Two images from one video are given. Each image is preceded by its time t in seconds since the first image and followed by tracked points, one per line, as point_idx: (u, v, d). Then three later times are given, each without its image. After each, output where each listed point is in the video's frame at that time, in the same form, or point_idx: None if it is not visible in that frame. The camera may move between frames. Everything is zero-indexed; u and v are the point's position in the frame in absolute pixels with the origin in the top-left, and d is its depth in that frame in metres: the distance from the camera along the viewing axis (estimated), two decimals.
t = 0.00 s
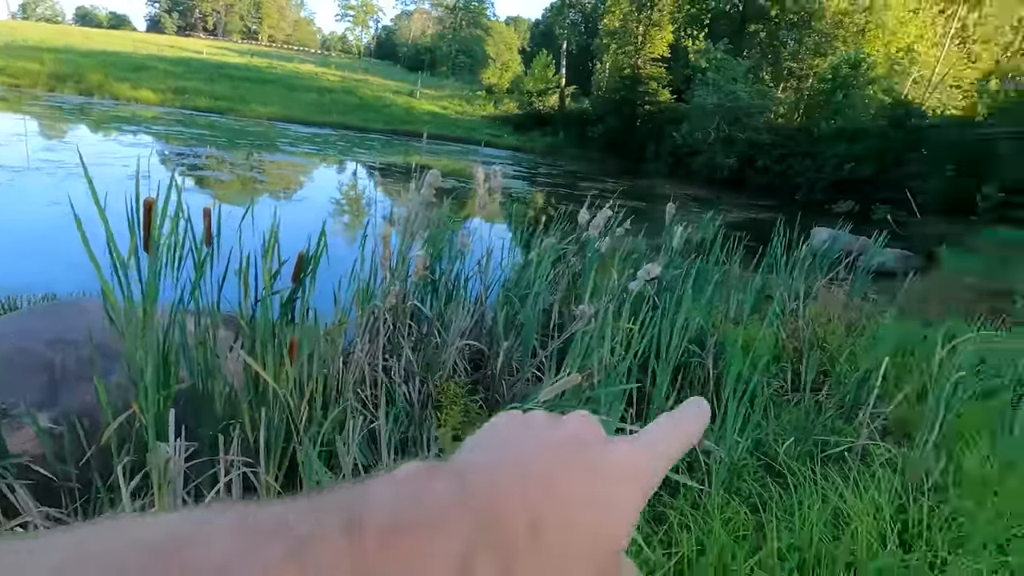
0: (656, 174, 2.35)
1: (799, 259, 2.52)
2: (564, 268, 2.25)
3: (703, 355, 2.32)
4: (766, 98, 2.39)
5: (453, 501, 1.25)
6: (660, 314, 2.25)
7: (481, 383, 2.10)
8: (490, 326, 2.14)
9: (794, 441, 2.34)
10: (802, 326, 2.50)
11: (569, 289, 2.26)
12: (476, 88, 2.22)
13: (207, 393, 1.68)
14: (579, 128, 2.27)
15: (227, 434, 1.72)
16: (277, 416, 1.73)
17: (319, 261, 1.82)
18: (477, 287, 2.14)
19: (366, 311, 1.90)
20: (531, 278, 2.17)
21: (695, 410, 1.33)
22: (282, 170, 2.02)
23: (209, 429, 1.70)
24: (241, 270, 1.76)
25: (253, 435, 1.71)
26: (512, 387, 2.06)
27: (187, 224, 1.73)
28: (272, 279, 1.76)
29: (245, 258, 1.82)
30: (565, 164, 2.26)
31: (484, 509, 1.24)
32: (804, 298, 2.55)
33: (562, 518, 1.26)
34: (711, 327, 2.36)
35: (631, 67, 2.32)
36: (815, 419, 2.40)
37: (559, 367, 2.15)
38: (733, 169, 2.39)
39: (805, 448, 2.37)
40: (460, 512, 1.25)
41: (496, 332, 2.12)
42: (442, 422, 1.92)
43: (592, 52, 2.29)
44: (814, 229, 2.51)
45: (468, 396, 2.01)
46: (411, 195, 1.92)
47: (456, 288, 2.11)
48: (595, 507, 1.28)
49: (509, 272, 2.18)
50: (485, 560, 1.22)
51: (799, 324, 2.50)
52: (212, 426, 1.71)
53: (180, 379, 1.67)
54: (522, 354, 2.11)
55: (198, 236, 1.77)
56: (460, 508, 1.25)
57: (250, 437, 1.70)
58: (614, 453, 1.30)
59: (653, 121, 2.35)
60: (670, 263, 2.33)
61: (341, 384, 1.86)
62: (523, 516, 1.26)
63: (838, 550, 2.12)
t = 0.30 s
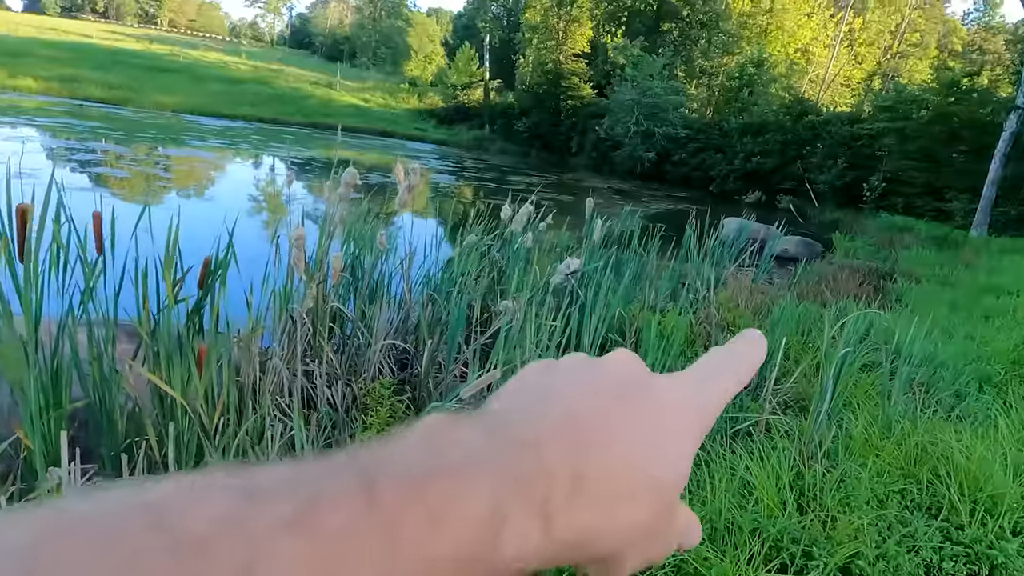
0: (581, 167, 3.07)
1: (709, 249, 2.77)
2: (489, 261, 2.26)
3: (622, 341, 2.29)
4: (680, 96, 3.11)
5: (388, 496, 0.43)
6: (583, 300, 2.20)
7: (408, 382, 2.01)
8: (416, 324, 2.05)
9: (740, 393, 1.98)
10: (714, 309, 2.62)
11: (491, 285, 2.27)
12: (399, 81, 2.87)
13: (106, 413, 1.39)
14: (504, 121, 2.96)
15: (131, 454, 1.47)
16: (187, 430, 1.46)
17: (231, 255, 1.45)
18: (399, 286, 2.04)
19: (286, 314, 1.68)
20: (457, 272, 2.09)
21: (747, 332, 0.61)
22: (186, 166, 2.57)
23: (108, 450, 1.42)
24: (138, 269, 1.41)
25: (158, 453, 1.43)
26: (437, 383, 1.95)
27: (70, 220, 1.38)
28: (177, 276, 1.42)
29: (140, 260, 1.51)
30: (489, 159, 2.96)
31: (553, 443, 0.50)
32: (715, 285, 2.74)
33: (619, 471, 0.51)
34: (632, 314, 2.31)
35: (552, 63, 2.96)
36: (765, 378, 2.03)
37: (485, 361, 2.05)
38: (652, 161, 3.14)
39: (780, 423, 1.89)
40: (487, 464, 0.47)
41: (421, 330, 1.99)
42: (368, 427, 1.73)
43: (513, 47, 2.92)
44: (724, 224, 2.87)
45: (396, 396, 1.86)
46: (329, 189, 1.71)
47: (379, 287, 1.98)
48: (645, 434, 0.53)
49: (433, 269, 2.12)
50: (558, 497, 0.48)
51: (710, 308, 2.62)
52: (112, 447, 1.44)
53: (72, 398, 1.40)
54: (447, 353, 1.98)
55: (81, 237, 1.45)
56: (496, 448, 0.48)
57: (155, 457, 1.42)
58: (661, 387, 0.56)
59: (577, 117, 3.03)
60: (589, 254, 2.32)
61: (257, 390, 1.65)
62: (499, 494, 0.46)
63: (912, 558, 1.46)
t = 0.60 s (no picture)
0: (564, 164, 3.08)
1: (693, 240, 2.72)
2: (474, 256, 2.24)
3: (607, 332, 2.24)
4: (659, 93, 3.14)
5: (324, 502, 0.37)
6: (567, 294, 2.16)
7: (394, 377, 1.98)
8: (401, 321, 2.03)
9: (725, 384, 2.01)
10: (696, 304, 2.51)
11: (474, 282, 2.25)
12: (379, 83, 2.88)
13: (88, 414, 1.25)
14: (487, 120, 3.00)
15: (114, 457, 1.32)
16: (173, 430, 1.33)
17: (214, 251, 1.41)
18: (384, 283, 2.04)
19: (270, 311, 1.64)
20: (440, 267, 2.03)
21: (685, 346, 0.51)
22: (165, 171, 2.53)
23: (90, 452, 1.28)
24: (119, 270, 1.36)
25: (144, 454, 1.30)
26: (425, 379, 1.90)
27: (48, 222, 1.33)
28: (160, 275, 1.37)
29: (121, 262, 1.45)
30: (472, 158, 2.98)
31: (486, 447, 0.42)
32: (699, 278, 2.74)
33: (560, 476, 0.43)
34: (617, 308, 2.31)
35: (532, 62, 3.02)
36: (750, 368, 2.07)
37: (472, 357, 2.02)
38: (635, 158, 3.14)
39: (764, 411, 1.92)
40: (422, 467, 0.40)
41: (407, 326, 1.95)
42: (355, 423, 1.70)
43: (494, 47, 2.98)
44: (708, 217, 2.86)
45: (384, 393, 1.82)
46: (311, 188, 1.72)
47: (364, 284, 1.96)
48: (585, 438, 0.45)
49: (418, 266, 2.10)
50: (497, 500, 0.41)
51: (693, 299, 2.61)
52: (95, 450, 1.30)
53: (51, 402, 1.26)
54: (433, 348, 1.94)
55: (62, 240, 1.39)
56: (427, 444, 0.42)
57: (142, 458, 1.29)
58: (608, 388, 0.48)
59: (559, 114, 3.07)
60: (575, 248, 2.31)
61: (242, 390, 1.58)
62: (434, 495, 0.40)
63: (893, 537, 1.46)
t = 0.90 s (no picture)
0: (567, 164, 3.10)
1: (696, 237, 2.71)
2: (479, 253, 2.24)
3: (615, 330, 2.21)
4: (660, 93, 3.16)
5: (231, 496, 0.44)
6: (574, 290, 2.14)
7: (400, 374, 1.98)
8: (407, 317, 2.03)
9: (731, 380, 2.01)
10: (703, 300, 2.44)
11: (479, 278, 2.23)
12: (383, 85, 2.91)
13: (99, 410, 1.24)
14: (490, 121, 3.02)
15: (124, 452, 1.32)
16: (185, 425, 1.33)
17: (222, 248, 1.41)
18: (390, 280, 2.04)
19: (277, 308, 1.64)
20: (445, 263, 2.02)
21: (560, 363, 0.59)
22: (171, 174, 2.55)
23: (101, 447, 1.27)
24: (129, 267, 1.36)
25: (155, 449, 1.30)
26: (431, 375, 1.88)
27: (60, 219, 1.32)
28: (170, 271, 1.37)
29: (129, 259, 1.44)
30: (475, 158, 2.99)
31: (376, 452, 0.48)
32: (704, 274, 2.73)
33: (438, 475, 0.49)
34: (623, 304, 2.29)
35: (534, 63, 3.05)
36: (756, 363, 2.06)
37: (479, 353, 2.01)
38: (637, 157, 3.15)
39: (772, 406, 1.92)
40: (320, 467, 0.47)
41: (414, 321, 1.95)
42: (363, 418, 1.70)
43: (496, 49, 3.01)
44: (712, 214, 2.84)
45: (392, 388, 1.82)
46: (316, 185, 1.73)
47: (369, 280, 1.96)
48: (464, 444, 0.51)
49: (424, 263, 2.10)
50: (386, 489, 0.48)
51: (699, 295, 2.60)
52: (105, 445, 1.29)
53: (62, 398, 1.25)
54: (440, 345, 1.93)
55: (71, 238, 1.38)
56: (321, 446, 0.48)
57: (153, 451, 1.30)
58: (489, 399, 0.54)
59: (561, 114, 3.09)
60: (581, 244, 2.30)
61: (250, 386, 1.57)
62: (323, 494, 0.46)
63: (902, 531, 1.46)
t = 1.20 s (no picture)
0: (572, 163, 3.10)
1: (704, 236, 2.70)
2: (489, 251, 2.22)
3: (624, 330, 2.17)
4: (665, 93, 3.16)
5: (103, 511, 0.36)
6: (583, 289, 2.12)
7: (412, 372, 1.97)
8: (417, 316, 2.02)
9: (742, 379, 2.00)
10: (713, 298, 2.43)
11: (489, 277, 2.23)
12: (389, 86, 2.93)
13: (114, 408, 1.23)
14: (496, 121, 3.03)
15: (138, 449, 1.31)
16: (200, 422, 1.33)
17: (235, 247, 1.41)
18: (400, 279, 2.04)
19: (288, 307, 1.64)
20: (456, 261, 2.02)
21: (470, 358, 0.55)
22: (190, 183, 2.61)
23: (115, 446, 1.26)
24: (144, 266, 1.36)
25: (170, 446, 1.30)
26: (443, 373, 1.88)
27: (77, 219, 1.33)
28: (185, 270, 1.37)
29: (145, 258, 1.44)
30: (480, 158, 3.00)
31: (267, 452, 0.41)
32: (712, 272, 2.72)
33: (342, 473, 0.42)
34: (631, 303, 2.26)
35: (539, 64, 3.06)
36: (767, 362, 2.05)
37: (490, 351, 2.00)
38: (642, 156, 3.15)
39: (784, 405, 1.91)
40: (207, 472, 0.39)
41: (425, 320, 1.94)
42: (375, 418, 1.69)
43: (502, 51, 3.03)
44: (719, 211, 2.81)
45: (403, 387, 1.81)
46: (326, 185, 1.72)
47: (380, 279, 1.96)
48: (369, 438, 0.44)
49: (434, 262, 2.10)
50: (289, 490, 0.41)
51: (708, 293, 2.58)
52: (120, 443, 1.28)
53: (77, 396, 1.24)
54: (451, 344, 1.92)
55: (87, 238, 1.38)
56: (206, 450, 0.40)
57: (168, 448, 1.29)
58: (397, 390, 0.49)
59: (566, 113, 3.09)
60: (590, 243, 2.29)
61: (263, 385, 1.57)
62: (208, 497, 0.38)
63: (917, 530, 1.46)
